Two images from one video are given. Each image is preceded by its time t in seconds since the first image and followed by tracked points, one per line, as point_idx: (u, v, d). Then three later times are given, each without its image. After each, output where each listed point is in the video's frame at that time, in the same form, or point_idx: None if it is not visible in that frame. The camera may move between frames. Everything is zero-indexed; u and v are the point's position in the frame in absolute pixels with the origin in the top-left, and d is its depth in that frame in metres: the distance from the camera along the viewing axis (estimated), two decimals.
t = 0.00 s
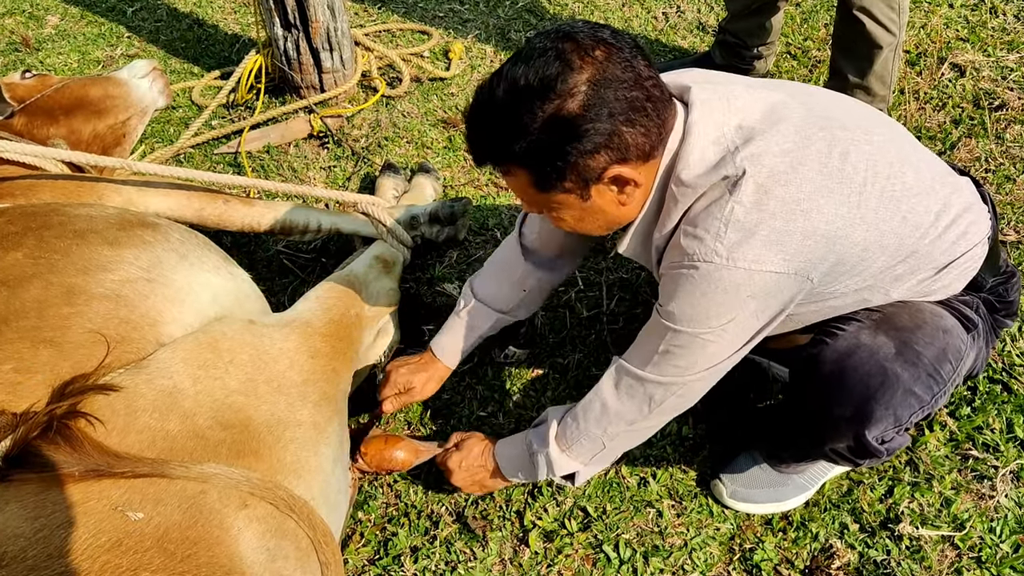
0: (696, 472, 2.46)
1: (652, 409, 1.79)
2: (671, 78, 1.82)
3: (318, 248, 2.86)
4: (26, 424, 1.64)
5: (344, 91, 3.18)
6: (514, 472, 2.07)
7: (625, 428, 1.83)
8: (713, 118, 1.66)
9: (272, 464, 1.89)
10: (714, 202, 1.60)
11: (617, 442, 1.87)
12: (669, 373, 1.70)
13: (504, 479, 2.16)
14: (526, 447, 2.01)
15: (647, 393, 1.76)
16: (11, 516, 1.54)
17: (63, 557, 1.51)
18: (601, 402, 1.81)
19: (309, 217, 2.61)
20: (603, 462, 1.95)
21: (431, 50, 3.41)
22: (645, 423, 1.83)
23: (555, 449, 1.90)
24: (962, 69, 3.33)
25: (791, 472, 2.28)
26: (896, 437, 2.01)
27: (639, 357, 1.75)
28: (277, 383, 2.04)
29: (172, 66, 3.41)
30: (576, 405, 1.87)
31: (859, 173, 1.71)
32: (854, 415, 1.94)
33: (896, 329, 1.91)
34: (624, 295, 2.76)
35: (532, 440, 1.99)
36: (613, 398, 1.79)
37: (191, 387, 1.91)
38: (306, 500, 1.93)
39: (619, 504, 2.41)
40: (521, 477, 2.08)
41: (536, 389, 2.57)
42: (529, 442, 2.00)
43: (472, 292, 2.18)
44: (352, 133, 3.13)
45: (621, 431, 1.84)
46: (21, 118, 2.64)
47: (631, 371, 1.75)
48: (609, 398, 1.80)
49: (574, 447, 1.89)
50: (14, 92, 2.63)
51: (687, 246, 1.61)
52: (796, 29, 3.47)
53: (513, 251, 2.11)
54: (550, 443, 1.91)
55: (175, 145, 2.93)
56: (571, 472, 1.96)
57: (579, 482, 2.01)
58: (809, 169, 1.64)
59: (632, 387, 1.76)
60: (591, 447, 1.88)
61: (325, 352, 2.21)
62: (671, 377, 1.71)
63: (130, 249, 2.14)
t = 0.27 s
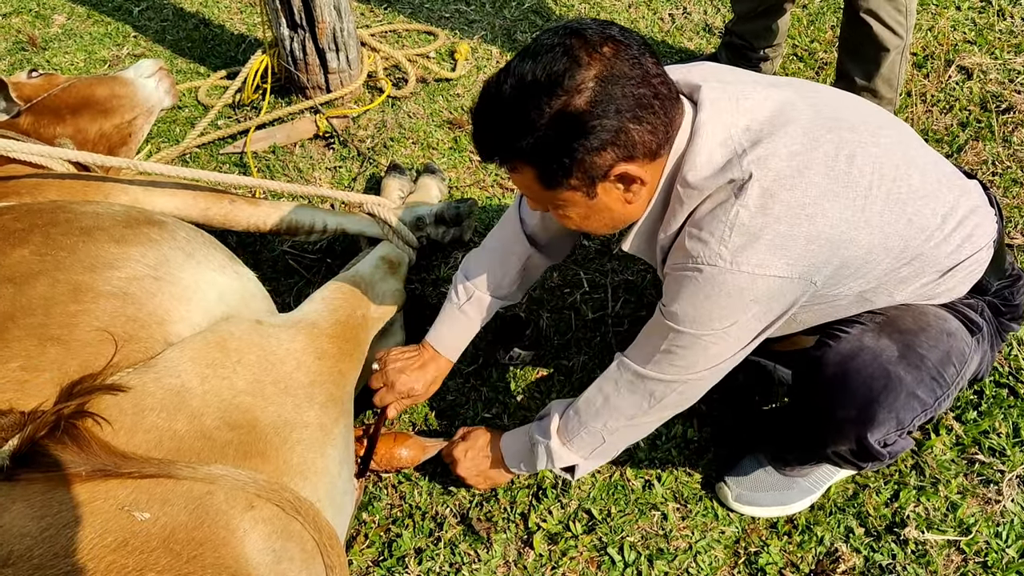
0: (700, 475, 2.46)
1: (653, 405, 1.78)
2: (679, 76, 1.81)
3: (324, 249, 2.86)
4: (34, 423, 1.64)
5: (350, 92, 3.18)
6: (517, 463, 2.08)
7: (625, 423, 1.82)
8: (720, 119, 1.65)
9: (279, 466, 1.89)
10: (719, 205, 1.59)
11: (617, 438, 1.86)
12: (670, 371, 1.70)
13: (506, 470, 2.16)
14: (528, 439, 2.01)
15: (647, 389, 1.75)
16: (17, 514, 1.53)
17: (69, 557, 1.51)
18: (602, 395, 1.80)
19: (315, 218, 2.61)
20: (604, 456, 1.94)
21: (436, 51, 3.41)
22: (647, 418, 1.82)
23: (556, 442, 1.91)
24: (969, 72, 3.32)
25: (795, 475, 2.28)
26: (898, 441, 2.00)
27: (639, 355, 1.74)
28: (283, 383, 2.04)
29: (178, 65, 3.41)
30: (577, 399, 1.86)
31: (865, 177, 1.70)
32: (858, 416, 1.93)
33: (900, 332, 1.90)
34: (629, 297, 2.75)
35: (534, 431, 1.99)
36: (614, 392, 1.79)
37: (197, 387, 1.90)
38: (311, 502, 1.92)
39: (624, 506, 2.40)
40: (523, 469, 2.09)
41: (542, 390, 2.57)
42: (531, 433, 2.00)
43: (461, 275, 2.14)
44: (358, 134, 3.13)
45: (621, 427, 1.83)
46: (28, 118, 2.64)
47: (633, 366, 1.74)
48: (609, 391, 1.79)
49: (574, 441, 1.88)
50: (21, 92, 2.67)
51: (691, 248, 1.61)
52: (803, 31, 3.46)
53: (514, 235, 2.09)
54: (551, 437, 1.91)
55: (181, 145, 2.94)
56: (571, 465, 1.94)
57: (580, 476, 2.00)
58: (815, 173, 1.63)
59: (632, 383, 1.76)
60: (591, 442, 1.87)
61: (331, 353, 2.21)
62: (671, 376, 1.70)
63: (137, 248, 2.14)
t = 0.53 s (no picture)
0: (707, 478, 2.45)
1: (662, 411, 1.78)
2: (694, 82, 1.79)
3: (331, 248, 2.86)
4: (42, 423, 1.64)
5: (358, 92, 3.18)
6: (525, 465, 2.07)
7: (635, 429, 1.82)
8: (736, 129, 1.64)
9: (286, 466, 1.89)
10: (735, 217, 1.58)
11: (625, 442, 1.86)
12: (680, 380, 1.70)
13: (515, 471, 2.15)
14: (536, 442, 2.01)
15: (658, 396, 1.75)
16: (25, 513, 1.54)
17: (76, 556, 1.51)
18: (612, 399, 1.79)
19: (322, 218, 2.61)
20: (612, 460, 1.94)
21: (445, 51, 3.41)
22: (656, 424, 1.82)
23: (565, 445, 1.89)
24: (979, 75, 3.30)
25: (803, 478, 2.27)
26: (905, 445, 1.99)
27: (650, 361, 1.74)
28: (290, 384, 2.04)
29: (186, 64, 3.41)
30: (586, 404, 1.86)
31: (881, 188, 1.69)
32: (865, 419, 1.93)
33: (909, 336, 1.89)
34: (636, 299, 2.74)
35: (542, 432, 1.98)
36: (623, 397, 1.78)
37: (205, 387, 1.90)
38: (317, 502, 1.92)
39: (630, 509, 2.40)
40: (531, 471, 2.08)
41: (548, 392, 2.56)
42: (539, 434, 2.00)
43: (462, 263, 2.12)
44: (366, 134, 3.13)
45: (629, 431, 1.83)
46: (36, 116, 2.64)
47: (647, 372, 1.74)
48: (618, 398, 1.78)
49: (583, 445, 1.88)
50: (30, 90, 2.66)
51: (705, 259, 1.60)
52: (812, 33, 3.45)
53: (519, 228, 2.06)
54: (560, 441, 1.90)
55: (189, 144, 2.94)
56: (580, 467, 1.94)
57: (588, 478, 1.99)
58: (831, 184, 1.63)
59: (643, 388, 1.75)
60: (601, 445, 1.87)
61: (338, 353, 2.21)
62: (682, 385, 1.70)
63: (145, 248, 2.14)
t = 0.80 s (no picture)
0: (714, 478, 2.45)
1: (675, 420, 1.75)
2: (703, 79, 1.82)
3: (338, 246, 2.86)
4: (47, 417, 1.64)
5: (366, 89, 3.18)
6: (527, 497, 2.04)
7: (646, 441, 1.79)
8: (737, 114, 1.66)
9: (292, 462, 1.89)
10: (735, 197, 1.59)
11: (637, 457, 1.83)
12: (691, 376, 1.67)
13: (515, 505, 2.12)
14: (541, 469, 1.98)
15: (669, 403, 1.72)
16: (30, 509, 1.55)
17: (81, 551, 1.52)
18: (621, 414, 1.78)
19: (330, 215, 2.61)
20: (622, 481, 1.92)
21: (453, 49, 3.41)
22: (668, 435, 1.79)
23: (571, 467, 1.87)
24: (990, 75, 3.29)
25: (812, 480, 2.26)
26: (929, 454, 1.96)
27: (660, 362, 1.72)
28: (297, 380, 2.04)
29: (195, 61, 3.42)
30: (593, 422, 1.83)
31: (887, 176, 1.68)
32: (893, 428, 1.90)
33: (935, 344, 1.89)
34: (644, 298, 2.74)
35: (548, 460, 1.96)
36: (636, 409, 1.77)
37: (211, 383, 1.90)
38: (323, 499, 1.92)
39: (637, 508, 2.39)
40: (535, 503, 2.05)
41: (555, 391, 2.56)
42: (544, 464, 1.97)
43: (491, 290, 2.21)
44: (374, 132, 3.13)
45: (641, 443, 1.80)
46: (46, 112, 2.65)
47: (652, 375, 1.73)
48: (632, 410, 1.77)
49: (592, 465, 1.85)
50: (39, 86, 2.68)
51: (707, 242, 1.60)
52: (821, 33, 3.44)
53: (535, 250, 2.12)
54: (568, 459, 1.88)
55: (197, 141, 2.94)
56: (589, 491, 1.91)
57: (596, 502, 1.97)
58: (835, 168, 1.62)
59: (655, 397, 1.74)
60: (610, 463, 1.84)
61: (345, 350, 2.21)
62: (690, 380, 1.67)
63: (152, 245, 2.14)
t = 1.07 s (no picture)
0: (718, 478, 2.44)
1: (667, 407, 1.73)
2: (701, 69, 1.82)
3: (343, 244, 2.86)
4: (54, 414, 1.66)
5: (372, 88, 3.19)
6: (530, 488, 2.04)
7: (642, 431, 1.79)
8: (729, 100, 1.65)
9: (298, 461, 1.89)
10: (723, 179, 1.59)
11: (633, 449, 1.83)
12: (681, 361, 1.66)
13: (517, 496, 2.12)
14: (541, 461, 1.98)
15: (661, 392, 1.72)
16: (36, 505, 1.56)
17: (87, 547, 1.52)
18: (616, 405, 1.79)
19: (335, 213, 2.62)
20: (622, 472, 1.91)
21: (458, 47, 3.41)
22: (664, 427, 1.78)
23: (570, 458, 1.87)
24: (996, 75, 3.27)
25: (815, 482, 2.26)
26: (919, 458, 1.96)
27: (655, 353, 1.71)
28: (302, 378, 2.04)
29: (201, 59, 3.43)
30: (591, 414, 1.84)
31: (880, 167, 1.68)
32: (881, 433, 1.89)
33: (926, 348, 1.86)
34: (648, 298, 2.74)
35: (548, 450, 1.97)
36: (631, 399, 1.77)
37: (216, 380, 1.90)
38: (328, 498, 1.92)
39: (640, 508, 2.39)
40: (538, 494, 2.05)
41: (559, 390, 2.56)
42: (544, 453, 1.98)
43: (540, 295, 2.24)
44: (379, 130, 3.14)
45: (637, 434, 1.80)
46: (52, 109, 2.64)
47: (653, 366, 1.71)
48: (624, 400, 1.78)
49: (590, 457, 1.85)
50: (45, 83, 2.69)
51: (695, 225, 1.59)
52: (827, 32, 3.44)
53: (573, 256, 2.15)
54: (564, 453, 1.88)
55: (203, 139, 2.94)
56: (589, 481, 1.91)
57: (596, 494, 1.97)
58: (826, 157, 1.62)
59: (650, 388, 1.73)
60: (608, 454, 1.84)
61: (350, 349, 2.21)
62: (681, 365, 1.66)
63: (158, 241, 2.14)
